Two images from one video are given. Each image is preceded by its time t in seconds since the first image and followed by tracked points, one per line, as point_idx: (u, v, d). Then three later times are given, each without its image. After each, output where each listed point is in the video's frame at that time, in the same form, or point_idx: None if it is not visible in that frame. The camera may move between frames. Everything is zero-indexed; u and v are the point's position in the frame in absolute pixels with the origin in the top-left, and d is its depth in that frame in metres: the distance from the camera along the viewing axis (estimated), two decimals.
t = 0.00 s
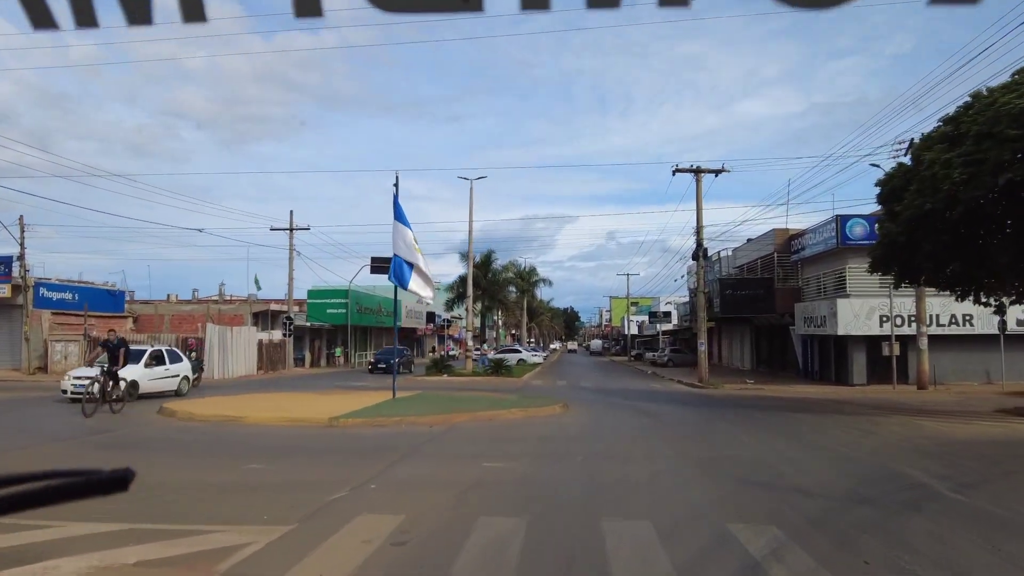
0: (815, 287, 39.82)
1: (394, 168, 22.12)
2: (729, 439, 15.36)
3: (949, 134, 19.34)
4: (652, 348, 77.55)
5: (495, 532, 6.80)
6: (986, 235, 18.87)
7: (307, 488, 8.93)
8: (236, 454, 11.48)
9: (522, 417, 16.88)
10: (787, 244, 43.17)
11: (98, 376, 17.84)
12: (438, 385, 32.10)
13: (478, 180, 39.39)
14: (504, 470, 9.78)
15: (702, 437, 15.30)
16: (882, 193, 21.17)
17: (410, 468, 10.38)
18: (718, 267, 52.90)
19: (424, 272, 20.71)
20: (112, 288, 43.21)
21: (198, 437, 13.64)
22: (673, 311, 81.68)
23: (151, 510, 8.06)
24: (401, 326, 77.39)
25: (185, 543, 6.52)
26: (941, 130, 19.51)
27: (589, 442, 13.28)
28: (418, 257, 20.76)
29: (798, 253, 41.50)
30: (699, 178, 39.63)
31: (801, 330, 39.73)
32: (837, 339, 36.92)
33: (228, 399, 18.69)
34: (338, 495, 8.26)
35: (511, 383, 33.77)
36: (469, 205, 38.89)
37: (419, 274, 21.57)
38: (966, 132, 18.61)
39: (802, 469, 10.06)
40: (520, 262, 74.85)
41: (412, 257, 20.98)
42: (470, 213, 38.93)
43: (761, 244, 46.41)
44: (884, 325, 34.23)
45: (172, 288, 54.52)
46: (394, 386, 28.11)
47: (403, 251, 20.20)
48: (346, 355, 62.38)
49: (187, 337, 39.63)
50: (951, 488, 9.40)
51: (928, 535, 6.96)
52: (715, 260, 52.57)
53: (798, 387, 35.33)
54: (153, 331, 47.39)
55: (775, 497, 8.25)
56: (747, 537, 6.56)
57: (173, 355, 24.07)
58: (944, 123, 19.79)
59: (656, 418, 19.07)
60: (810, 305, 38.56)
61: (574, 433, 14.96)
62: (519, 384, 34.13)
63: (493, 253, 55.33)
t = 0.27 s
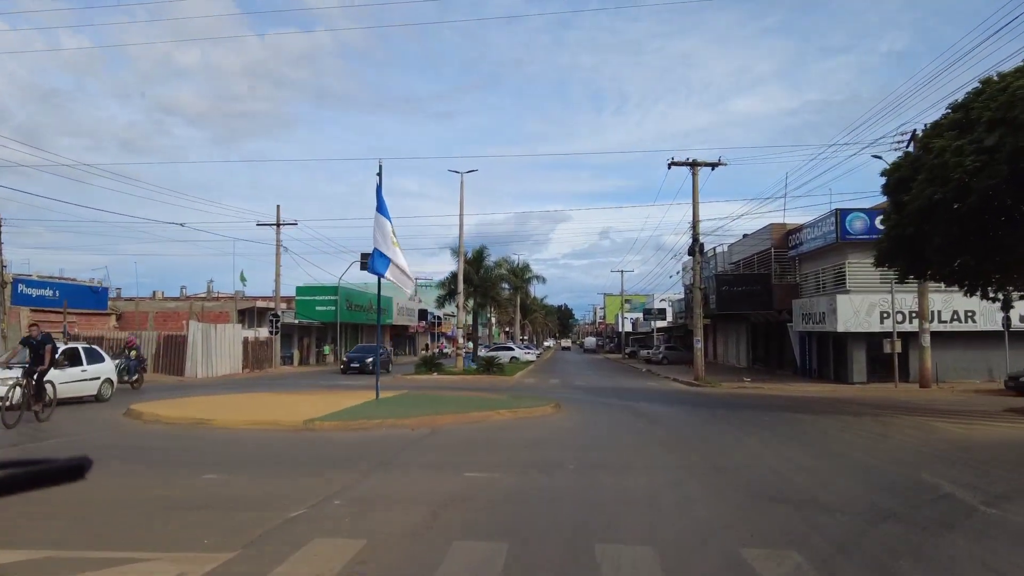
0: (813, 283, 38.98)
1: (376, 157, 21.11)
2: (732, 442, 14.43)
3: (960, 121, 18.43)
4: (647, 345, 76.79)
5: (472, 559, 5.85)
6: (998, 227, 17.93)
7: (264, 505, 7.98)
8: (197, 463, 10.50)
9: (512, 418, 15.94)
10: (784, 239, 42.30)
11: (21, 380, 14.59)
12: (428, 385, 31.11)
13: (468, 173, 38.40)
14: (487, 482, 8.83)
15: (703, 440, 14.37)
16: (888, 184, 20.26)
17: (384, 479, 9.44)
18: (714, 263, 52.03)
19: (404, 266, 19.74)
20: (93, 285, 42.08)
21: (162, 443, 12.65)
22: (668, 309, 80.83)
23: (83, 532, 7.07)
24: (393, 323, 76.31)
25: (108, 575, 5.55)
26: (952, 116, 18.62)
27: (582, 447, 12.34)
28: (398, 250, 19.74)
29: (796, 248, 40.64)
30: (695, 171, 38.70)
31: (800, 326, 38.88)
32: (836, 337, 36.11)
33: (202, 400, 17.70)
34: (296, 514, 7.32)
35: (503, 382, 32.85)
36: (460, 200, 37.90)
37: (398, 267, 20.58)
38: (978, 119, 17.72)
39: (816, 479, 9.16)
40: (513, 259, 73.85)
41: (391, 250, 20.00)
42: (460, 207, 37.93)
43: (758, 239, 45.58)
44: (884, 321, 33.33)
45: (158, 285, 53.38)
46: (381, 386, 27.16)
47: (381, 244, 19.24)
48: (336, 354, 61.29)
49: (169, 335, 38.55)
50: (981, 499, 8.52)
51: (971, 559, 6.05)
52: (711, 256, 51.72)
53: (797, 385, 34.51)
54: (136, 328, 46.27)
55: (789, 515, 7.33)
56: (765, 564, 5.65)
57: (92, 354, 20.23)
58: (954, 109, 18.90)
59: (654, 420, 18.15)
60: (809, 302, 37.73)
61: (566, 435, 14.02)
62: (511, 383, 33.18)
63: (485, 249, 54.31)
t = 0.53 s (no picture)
0: (812, 282, 38.15)
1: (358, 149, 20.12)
2: (736, 448, 13.53)
3: (971, 111, 17.54)
4: (642, 346, 76.01)
5: None
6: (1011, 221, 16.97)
7: (216, 529, 7.07)
8: (151, 479, 9.53)
9: (502, 424, 15.01)
10: (782, 237, 41.45)
11: None
12: (417, 388, 30.11)
13: (460, 170, 37.44)
14: (470, 500, 7.93)
15: (705, 446, 13.47)
16: (895, 177, 19.39)
17: (357, 496, 8.53)
18: (710, 262, 51.17)
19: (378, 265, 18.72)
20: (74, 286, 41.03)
21: (119, 453, 11.66)
22: (663, 309, 79.98)
23: None
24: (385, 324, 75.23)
25: None
26: (962, 106, 17.72)
27: (576, 456, 11.43)
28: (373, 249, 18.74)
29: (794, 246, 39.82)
30: (692, 168, 37.81)
31: (799, 326, 38.05)
32: (836, 337, 35.27)
33: (173, 404, 16.68)
34: (246, 542, 6.39)
35: (495, 385, 31.96)
36: (451, 197, 36.95)
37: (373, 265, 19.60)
38: (991, 107, 16.81)
39: (832, 494, 8.26)
40: (507, 258, 72.85)
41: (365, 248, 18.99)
42: (452, 204, 36.97)
43: (755, 238, 44.76)
44: (886, 321, 32.58)
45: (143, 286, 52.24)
46: (367, 389, 26.17)
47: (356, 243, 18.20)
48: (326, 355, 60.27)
49: (152, 336, 37.50)
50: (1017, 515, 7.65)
51: None
52: (707, 255, 50.86)
53: (797, 386, 33.68)
54: (121, 329, 45.15)
55: (809, 538, 6.47)
56: None
57: None
58: (965, 99, 18.02)
59: (652, 424, 17.25)
60: (808, 301, 36.86)
61: (559, 441, 13.10)
62: (504, 385, 32.21)
63: (478, 248, 53.29)
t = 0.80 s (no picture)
0: (814, 282, 37.25)
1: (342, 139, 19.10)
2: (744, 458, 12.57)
3: (987, 99, 16.56)
4: (639, 347, 75.12)
5: None
6: None
7: (153, 565, 6.11)
8: (95, 498, 8.56)
9: (493, 431, 14.02)
10: (782, 236, 40.52)
11: None
12: (407, 391, 29.09)
13: (453, 167, 36.40)
14: (450, 524, 6.96)
15: (711, 456, 12.49)
16: (906, 170, 18.42)
17: (324, 519, 7.55)
18: (708, 261, 50.23)
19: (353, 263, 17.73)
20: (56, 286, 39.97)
21: (72, 465, 10.68)
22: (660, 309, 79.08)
23: None
24: (378, 325, 74.15)
25: None
26: (977, 94, 16.74)
27: (572, 469, 10.43)
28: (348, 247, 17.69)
29: (795, 245, 38.92)
30: (690, 165, 36.86)
31: (800, 327, 37.14)
32: (838, 338, 34.40)
33: (143, 409, 15.68)
34: None
35: (489, 387, 31.00)
36: (443, 194, 35.97)
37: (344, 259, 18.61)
38: (1009, 95, 15.82)
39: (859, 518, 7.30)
40: (502, 258, 71.86)
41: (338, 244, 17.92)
42: (444, 202, 35.99)
43: (753, 237, 43.87)
44: (890, 322, 31.73)
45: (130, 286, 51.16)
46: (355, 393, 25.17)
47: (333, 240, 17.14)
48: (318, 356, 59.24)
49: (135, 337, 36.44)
50: None
51: None
52: (705, 255, 49.94)
53: (798, 389, 32.81)
54: (106, 330, 44.03)
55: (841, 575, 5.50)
56: None
57: None
58: (980, 87, 17.04)
59: (652, 429, 16.27)
60: (810, 301, 35.97)
61: (554, 451, 12.12)
62: (498, 387, 31.20)
63: (472, 248, 52.29)
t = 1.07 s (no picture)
0: (815, 277, 36.28)
1: (323, 123, 18.03)
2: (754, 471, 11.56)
3: (1009, 80, 15.58)
4: (636, 344, 74.16)
5: None
6: None
7: None
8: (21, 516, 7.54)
9: (482, 435, 12.99)
10: (783, 230, 39.53)
11: None
12: (395, 390, 28.02)
13: (446, 157, 35.31)
14: (421, 550, 5.98)
15: (718, 466, 11.46)
16: (917, 157, 17.47)
17: (275, 543, 6.56)
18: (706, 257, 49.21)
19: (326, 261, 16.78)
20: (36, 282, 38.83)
21: (11, 475, 9.64)
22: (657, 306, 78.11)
23: None
24: (371, 322, 73.07)
25: None
26: (998, 75, 15.77)
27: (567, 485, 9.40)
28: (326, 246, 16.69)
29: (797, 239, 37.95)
30: (689, 156, 35.81)
31: (801, 323, 36.16)
32: (841, 334, 33.46)
33: (107, 411, 14.63)
34: None
35: (481, 385, 30.00)
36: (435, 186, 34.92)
37: (310, 247, 17.69)
38: None
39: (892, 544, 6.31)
40: (497, 254, 70.75)
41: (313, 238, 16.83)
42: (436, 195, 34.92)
43: (753, 231, 42.90)
44: (895, 318, 30.77)
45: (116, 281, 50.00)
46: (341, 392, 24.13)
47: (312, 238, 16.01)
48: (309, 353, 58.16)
49: (117, 333, 35.33)
50: None
51: None
52: (703, 250, 48.94)
53: (800, 386, 31.88)
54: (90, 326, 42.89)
55: None
56: None
57: None
58: (1001, 68, 16.05)
59: (649, 432, 15.28)
60: (812, 297, 35.01)
61: (548, 459, 11.09)
62: (490, 386, 30.19)
63: (465, 243, 51.17)
